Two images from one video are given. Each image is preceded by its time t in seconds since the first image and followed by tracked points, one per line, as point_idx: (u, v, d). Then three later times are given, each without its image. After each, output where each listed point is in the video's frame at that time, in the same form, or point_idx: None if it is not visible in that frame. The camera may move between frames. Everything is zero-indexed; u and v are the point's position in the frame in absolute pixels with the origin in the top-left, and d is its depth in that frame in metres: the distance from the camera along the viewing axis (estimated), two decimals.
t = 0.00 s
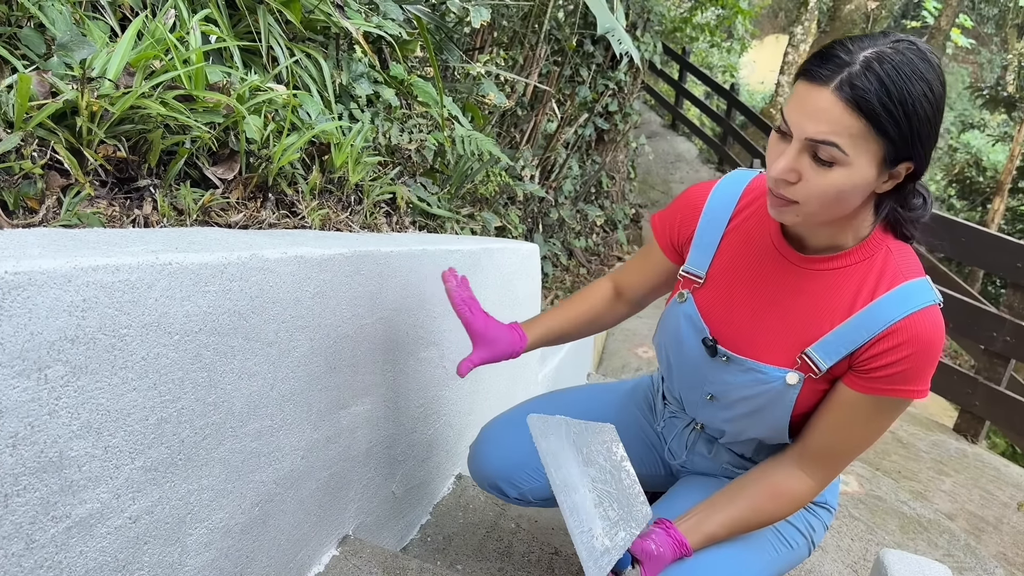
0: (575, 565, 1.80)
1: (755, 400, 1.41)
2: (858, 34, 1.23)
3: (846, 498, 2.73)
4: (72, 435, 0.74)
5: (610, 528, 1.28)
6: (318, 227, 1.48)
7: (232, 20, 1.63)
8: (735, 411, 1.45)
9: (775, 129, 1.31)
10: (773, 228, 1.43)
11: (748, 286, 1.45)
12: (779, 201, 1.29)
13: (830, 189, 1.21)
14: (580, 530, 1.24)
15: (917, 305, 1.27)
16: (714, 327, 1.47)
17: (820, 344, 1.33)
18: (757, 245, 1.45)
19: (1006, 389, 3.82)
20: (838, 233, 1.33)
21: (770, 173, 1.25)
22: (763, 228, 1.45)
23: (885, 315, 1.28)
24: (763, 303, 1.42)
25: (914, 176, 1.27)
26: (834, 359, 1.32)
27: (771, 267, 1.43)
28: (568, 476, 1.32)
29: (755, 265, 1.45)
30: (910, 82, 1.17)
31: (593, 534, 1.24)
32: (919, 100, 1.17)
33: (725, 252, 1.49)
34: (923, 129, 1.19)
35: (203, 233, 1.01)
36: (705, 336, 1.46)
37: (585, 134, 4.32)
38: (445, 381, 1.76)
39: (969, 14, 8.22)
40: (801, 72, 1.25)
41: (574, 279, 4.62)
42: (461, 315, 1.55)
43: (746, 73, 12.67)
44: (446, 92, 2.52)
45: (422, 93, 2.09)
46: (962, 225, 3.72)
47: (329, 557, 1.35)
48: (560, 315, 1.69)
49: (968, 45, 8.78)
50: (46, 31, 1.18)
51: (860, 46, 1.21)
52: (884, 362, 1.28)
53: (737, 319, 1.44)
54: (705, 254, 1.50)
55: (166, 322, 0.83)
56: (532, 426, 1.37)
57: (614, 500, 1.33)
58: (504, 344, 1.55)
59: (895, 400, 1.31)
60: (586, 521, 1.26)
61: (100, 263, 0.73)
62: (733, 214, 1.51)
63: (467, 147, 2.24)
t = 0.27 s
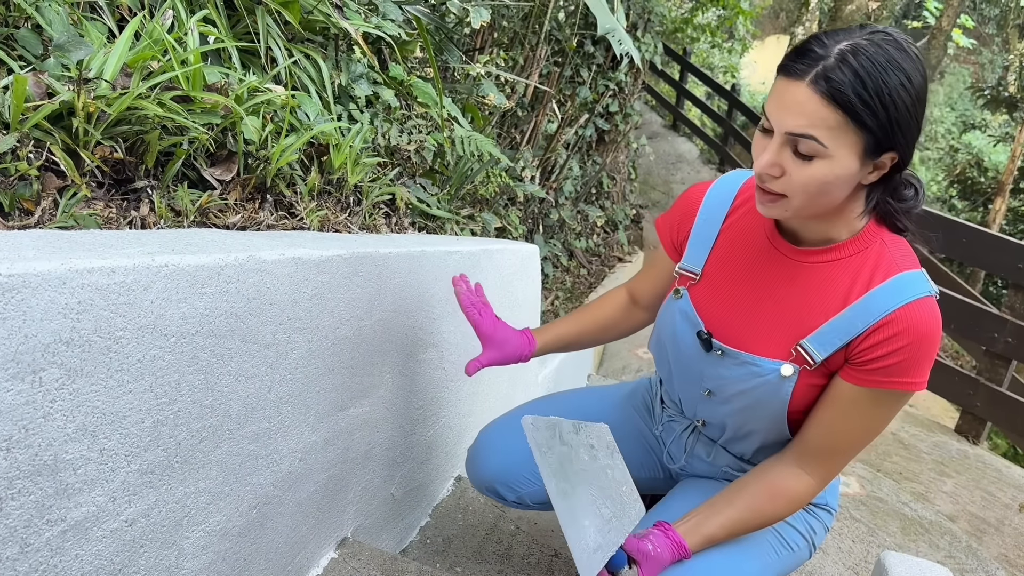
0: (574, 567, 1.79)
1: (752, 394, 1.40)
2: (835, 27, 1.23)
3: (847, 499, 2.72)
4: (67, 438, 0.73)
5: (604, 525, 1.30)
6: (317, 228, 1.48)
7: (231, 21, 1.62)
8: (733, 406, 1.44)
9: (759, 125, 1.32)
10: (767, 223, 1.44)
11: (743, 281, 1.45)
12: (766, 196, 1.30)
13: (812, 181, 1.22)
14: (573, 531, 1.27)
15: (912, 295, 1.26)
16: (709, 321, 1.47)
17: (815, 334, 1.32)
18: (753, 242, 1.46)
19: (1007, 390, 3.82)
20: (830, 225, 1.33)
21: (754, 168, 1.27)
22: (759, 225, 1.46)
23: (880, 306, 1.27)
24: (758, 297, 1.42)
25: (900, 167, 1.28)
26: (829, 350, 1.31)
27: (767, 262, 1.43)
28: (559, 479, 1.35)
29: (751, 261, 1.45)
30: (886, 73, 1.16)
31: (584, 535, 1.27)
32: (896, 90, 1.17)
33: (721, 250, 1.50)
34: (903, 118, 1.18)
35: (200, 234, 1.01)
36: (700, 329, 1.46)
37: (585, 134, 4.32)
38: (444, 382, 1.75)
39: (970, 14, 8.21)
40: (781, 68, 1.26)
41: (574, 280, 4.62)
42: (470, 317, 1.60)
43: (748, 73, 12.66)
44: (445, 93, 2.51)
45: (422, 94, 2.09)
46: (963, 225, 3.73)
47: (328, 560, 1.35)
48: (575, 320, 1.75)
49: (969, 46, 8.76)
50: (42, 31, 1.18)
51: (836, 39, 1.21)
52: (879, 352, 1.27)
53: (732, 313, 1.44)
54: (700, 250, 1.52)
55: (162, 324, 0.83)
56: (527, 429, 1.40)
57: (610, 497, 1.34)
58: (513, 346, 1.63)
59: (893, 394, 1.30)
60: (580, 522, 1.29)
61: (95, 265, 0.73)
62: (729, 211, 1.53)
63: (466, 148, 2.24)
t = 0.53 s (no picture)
0: (575, 569, 1.79)
1: (748, 390, 1.39)
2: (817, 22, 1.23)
3: (848, 500, 2.71)
4: (66, 441, 0.73)
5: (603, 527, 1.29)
6: (317, 229, 1.47)
7: (231, 22, 1.62)
8: (730, 402, 1.43)
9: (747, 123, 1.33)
10: (761, 221, 1.45)
11: (738, 278, 1.45)
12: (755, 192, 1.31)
13: (796, 177, 1.22)
14: (574, 531, 1.27)
15: (906, 287, 1.25)
16: (704, 318, 1.47)
17: (809, 328, 1.31)
18: (748, 239, 1.46)
19: (1008, 391, 3.81)
20: (823, 218, 1.33)
21: (740, 165, 1.28)
22: (754, 223, 1.47)
23: (874, 298, 1.26)
24: (753, 293, 1.42)
25: (886, 162, 1.28)
26: (823, 343, 1.30)
27: (762, 259, 1.43)
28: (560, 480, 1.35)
29: (746, 257, 1.45)
30: (865, 67, 1.16)
31: (583, 535, 1.27)
32: (876, 84, 1.16)
33: (717, 248, 1.51)
34: (885, 112, 1.17)
35: (200, 235, 1.00)
36: (696, 324, 1.46)
37: (586, 135, 4.31)
38: (444, 383, 1.74)
39: (971, 15, 8.20)
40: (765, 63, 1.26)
41: (575, 281, 4.61)
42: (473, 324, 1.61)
43: (748, 73, 12.66)
44: (446, 93, 2.51)
45: (422, 94, 2.08)
46: (965, 227, 3.72)
47: (328, 562, 1.34)
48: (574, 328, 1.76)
49: (970, 46, 8.76)
50: (42, 32, 1.18)
51: (815, 35, 1.21)
52: (874, 345, 1.26)
53: (727, 309, 1.44)
54: (696, 248, 1.52)
55: (161, 325, 0.82)
56: (527, 431, 1.39)
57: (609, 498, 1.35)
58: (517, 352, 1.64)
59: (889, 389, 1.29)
60: (579, 521, 1.29)
61: (94, 266, 0.72)
62: (724, 210, 1.54)
63: (467, 148, 2.23)
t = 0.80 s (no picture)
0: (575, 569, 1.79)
1: (743, 386, 1.39)
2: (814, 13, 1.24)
3: (849, 500, 2.71)
4: (67, 440, 0.73)
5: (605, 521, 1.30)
6: (317, 229, 1.47)
7: (231, 22, 1.62)
8: (726, 399, 1.43)
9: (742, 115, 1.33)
10: (754, 217, 1.45)
11: (732, 274, 1.45)
12: (751, 184, 1.30)
13: (794, 165, 1.22)
14: (573, 529, 1.26)
15: (899, 279, 1.26)
16: (700, 315, 1.46)
17: (803, 323, 1.32)
18: (740, 236, 1.47)
19: (1008, 391, 3.81)
20: (816, 213, 1.34)
21: (737, 155, 1.27)
22: (747, 219, 1.47)
23: (867, 290, 1.27)
24: (748, 288, 1.42)
25: (880, 151, 1.29)
26: (818, 337, 1.30)
27: (755, 255, 1.43)
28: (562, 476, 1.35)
29: (739, 254, 1.45)
30: (863, 55, 1.17)
31: (581, 533, 1.26)
32: (874, 72, 1.18)
33: (710, 245, 1.51)
34: (882, 100, 1.19)
35: (200, 235, 1.00)
36: (691, 323, 1.46)
37: (586, 135, 4.31)
38: (445, 383, 1.74)
39: (971, 15, 8.20)
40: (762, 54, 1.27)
41: (575, 281, 4.61)
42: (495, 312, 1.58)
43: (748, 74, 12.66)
44: (446, 93, 2.50)
45: (421, 94, 2.08)
46: (966, 226, 3.71)
47: (328, 562, 1.34)
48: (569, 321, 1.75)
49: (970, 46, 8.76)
50: (42, 32, 1.18)
51: (813, 25, 1.22)
52: (868, 337, 1.26)
53: (722, 305, 1.44)
54: (690, 247, 1.52)
55: (162, 325, 0.82)
56: (526, 430, 1.39)
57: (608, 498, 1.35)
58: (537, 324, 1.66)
59: (885, 381, 1.29)
60: (578, 519, 1.28)
61: (95, 266, 0.72)
62: (719, 207, 1.54)
63: (467, 149, 2.23)
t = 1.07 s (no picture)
0: (578, 568, 1.80)
1: (754, 378, 1.39)
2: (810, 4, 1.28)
3: (850, 499, 2.71)
4: (75, 439, 0.73)
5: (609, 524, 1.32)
6: (320, 229, 1.47)
7: (235, 22, 1.62)
8: (736, 392, 1.41)
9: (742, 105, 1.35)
10: (759, 209, 1.46)
11: (737, 266, 1.45)
12: (756, 171, 1.30)
13: (801, 148, 1.23)
14: (580, 527, 1.29)
15: (904, 264, 1.28)
16: (706, 307, 1.46)
17: (811, 310, 1.32)
18: (744, 229, 1.47)
19: (1009, 390, 3.81)
20: (819, 201, 1.36)
21: (743, 142, 1.28)
22: (750, 212, 1.48)
23: (875, 275, 1.28)
24: (754, 278, 1.42)
25: (882, 137, 1.32)
26: (826, 323, 1.31)
27: (760, 246, 1.44)
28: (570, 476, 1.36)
29: (744, 246, 1.46)
30: (862, 38, 1.21)
31: (587, 532, 1.29)
32: (873, 54, 1.22)
33: (716, 238, 1.51)
34: (881, 82, 1.23)
35: (206, 235, 1.01)
36: (698, 316, 1.45)
37: (586, 136, 4.31)
38: (448, 382, 1.74)
39: (971, 15, 8.22)
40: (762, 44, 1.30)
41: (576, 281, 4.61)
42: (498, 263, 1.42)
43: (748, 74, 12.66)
44: (447, 94, 2.51)
45: (423, 94, 2.09)
46: (966, 226, 3.71)
47: (333, 561, 1.34)
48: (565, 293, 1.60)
49: (970, 46, 8.76)
50: (47, 33, 1.18)
51: (812, 12, 1.26)
52: (876, 321, 1.28)
53: (728, 296, 1.43)
54: (696, 241, 1.52)
55: (169, 325, 0.83)
56: (536, 429, 1.37)
57: (614, 496, 1.37)
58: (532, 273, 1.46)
59: (888, 363, 1.30)
60: (585, 517, 1.31)
61: (103, 266, 0.72)
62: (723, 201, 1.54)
63: (469, 149, 2.23)
